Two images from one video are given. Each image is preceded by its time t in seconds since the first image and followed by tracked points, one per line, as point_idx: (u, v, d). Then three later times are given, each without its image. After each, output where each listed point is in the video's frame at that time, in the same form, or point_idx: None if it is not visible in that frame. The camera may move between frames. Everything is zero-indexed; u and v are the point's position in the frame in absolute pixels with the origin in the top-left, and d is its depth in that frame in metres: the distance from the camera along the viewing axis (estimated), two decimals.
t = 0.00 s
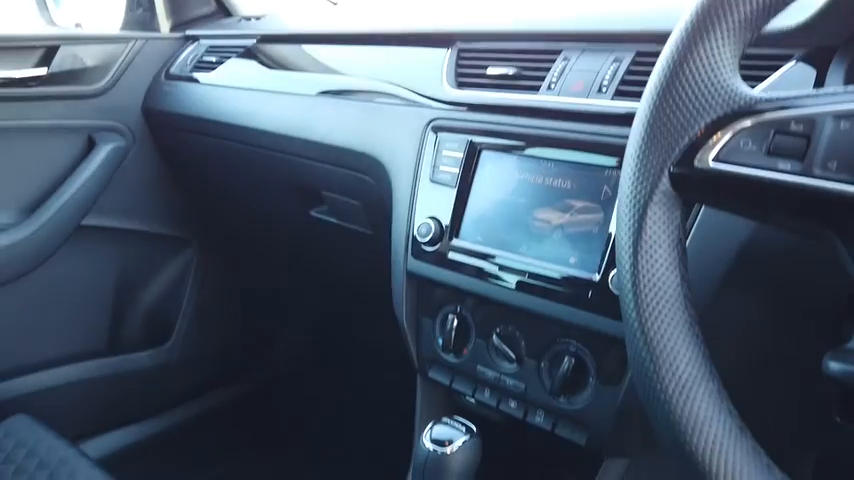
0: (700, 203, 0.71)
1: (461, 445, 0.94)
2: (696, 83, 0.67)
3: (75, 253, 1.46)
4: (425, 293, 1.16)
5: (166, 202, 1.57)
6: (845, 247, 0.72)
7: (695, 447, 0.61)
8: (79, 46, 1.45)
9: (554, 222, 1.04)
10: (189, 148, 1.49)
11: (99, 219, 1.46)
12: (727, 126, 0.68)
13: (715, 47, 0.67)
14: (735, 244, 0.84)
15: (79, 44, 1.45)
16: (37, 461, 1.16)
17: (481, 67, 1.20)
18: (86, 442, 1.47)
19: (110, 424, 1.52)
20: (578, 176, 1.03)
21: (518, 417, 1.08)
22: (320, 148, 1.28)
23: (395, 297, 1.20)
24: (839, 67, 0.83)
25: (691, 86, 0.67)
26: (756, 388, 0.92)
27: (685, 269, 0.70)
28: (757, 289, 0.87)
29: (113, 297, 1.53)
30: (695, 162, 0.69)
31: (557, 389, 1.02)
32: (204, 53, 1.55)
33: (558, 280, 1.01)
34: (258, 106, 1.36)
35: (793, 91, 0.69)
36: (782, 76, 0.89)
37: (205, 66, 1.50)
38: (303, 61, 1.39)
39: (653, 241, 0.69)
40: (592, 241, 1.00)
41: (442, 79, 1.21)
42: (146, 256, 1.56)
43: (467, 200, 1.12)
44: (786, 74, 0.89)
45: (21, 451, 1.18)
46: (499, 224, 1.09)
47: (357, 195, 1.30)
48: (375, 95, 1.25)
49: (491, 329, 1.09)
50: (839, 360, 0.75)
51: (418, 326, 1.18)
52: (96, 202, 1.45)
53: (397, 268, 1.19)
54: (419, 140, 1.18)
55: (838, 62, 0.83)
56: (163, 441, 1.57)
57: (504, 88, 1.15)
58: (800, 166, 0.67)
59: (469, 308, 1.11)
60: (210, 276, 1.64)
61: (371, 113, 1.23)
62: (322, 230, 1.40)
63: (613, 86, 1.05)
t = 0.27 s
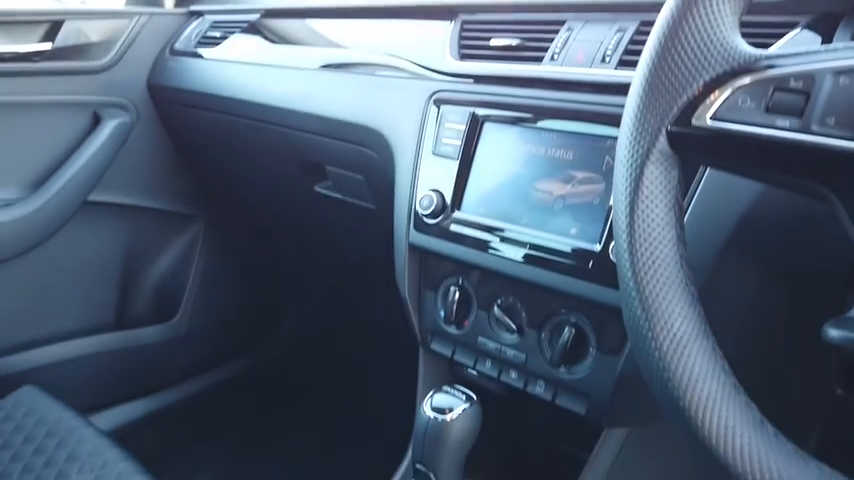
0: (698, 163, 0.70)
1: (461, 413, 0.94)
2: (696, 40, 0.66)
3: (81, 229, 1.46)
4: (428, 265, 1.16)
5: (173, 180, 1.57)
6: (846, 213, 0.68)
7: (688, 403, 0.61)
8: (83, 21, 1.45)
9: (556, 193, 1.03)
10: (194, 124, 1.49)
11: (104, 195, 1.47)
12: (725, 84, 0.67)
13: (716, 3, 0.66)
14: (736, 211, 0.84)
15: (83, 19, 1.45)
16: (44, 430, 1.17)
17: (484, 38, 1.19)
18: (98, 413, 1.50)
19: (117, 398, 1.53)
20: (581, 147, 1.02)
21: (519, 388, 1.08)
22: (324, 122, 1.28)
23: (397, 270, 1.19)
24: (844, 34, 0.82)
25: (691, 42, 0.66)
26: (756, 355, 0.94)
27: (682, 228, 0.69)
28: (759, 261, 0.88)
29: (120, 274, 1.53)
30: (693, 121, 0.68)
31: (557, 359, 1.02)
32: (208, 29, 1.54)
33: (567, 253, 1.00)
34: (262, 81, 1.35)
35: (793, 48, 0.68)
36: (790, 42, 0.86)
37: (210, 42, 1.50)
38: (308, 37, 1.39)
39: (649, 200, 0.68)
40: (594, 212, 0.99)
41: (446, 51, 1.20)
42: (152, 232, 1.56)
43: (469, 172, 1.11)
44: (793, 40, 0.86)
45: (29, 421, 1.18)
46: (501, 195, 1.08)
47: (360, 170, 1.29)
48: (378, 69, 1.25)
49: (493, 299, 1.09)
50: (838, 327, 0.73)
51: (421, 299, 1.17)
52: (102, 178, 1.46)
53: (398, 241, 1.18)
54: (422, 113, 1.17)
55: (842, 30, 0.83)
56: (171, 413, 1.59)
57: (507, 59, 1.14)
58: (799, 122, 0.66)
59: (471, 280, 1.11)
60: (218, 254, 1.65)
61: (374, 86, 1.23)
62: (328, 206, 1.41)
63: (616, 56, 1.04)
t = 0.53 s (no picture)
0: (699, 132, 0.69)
1: (463, 385, 0.94)
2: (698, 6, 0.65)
3: (91, 207, 1.47)
4: (431, 242, 1.15)
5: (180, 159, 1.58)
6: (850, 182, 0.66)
7: (688, 372, 0.60)
8: None
9: (560, 169, 1.02)
10: (200, 103, 1.49)
11: (111, 174, 1.47)
12: (726, 51, 0.66)
13: None
14: (743, 183, 0.85)
15: None
16: (54, 404, 1.17)
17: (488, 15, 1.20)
18: (107, 390, 1.52)
19: (126, 375, 1.54)
20: (586, 122, 1.00)
21: (522, 364, 1.08)
22: (329, 100, 1.28)
23: (401, 247, 1.19)
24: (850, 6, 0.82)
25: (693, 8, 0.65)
26: (758, 329, 0.94)
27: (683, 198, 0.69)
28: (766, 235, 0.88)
29: (128, 253, 1.54)
30: (695, 87, 0.67)
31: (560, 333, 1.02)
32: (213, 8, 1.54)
33: (577, 230, 0.99)
34: (268, 59, 1.35)
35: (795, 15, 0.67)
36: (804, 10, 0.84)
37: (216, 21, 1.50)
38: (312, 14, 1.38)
39: (650, 168, 0.67)
40: (599, 187, 0.99)
41: (451, 28, 1.21)
42: (160, 211, 1.57)
43: (473, 149, 1.10)
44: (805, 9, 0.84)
45: (39, 395, 1.19)
46: (504, 171, 1.07)
47: (365, 148, 1.29)
48: (381, 45, 1.24)
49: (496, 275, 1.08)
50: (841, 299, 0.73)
51: (425, 276, 1.17)
52: (109, 157, 1.46)
53: (402, 217, 1.18)
54: (425, 89, 1.15)
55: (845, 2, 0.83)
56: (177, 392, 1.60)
57: (513, 34, 1.14)
58: (801, 88, 0.65)
59: (474, 257, 1.11)
60: (226, 233, 1.65)
61: (378, 62, 1.22)
62: (333, 185, 1.41)
63: (622, 31, 1.04)
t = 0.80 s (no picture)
0: (705, 104, 0.69)
1: (467, 363, 0.94)
2: None
3: (99, 188, 1.48)
4: (437, 221, 1.15)
5: (188, 141, 1.58)
6: None
7: (688, 344, 0.60)
8: None
9: (566, 147, 1.02)
10: (207, 83, 1.49)
11: (119, 155, 1.47)
12: (732, 22, 0.66)
13: None
14: (750, 157, 0.85)
15: None
16: (64, 382, 1.18)
17: None
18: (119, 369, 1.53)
19: (136, 355, 1.55)
20: (593, 101, 1.00)
21: (527, 343, 1.08)
22: (336, 80, 1.27)
23: (406, 227, 1.18)
24: None
25: None
26: (761, 304, 0.94)
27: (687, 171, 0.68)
28: (772, 212, 0.89)
29: (137, 234, 1.55)
30: (700, 59, 0.66)
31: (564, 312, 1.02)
32: None
33: (586, 210, 0.98)
34: (275, 39, 1.35)
35: None
36: None
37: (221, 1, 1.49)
38: None
39: (653, 141, 0.67)
40: (604, 165, 0.98)
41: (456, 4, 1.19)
42: (168, 193, 1.57)
43: (479, 128, 1.10)
44: None
45: (49, 373, 1.20)
46: (508, 149, 1.06)
47: (371, 128, 1.29)
48: (387, 25, 1.23)
49: (501, 254, 1.08)
50: (846, 277, 0.73)
51: (430, 255, 1.17)
52: (117, 138, 1.46)
53: (408, 198, 1.17)
54: (432, 69, 1.15)
55: None
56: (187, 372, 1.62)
57: (520, 13, 1.14)
58: (807, 59, 0.64)
59: (480, 236, 1.10)
60: (234, 215, 1.65)
61: (384, 42, 1.21)
62: (339, 166, 1.41)
63: (629, 9, 1.03)
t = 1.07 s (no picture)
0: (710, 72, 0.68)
1: (471, 339, 0.95)
2: None
3: (106, 169, 1.48)
4: (441, 200, 1.15)
5: (195, 123, 1.58)
6: None
7: (687, 311, 0.60)
8: None
9: (571, 125, 1.01)
10: (213, 65, 1.49)
11: (125, 136, 1.48)
12: None
13: None
14: (755, 132, 0.84)
15: None
16: (72, 359, 1.19)
17: None
18: (131, 347, 1.53)
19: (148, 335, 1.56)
20: (599, 78, 0.99)
21: (530, 320, 1.08)
22: (342, 60, 1.27)
23: (411, 206, 1.18)
24: None
25: None
26: (766, 282, 0.94)
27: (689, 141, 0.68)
28: (780, 188, 0.88)
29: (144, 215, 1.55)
30: (704, 27, 0.66)
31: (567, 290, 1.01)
32: None
33: (596, 189, 0.97)
34: (281, 20, 1.35)
35: None
36: None
37: None
38: None
39: (655, 109, 0.66)
40: (609, 143, 0.98)
41: None
42: (176, 175, 1.58)
43: (483, 106, 1.09)
44: None
45: (57, 350, 1.21)
46: (518, 128, 1.05)
47: (376, 108, 1.28)
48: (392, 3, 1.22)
49: (505, 233, 1.08)
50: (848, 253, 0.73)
51: (435, 234, 1.16)
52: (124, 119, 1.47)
53: (412, 177, 1.17)
54: (437, 47, 1.14)
55: None
56: (196, 353, 1.61)
57: None
58: (811, 25, 0.63)
59: (484, 215, 1.10)
60: (242, 197, 1.66)
61: (390, 21, 1.21)
62: (343, 145, 1.42)
63: None
